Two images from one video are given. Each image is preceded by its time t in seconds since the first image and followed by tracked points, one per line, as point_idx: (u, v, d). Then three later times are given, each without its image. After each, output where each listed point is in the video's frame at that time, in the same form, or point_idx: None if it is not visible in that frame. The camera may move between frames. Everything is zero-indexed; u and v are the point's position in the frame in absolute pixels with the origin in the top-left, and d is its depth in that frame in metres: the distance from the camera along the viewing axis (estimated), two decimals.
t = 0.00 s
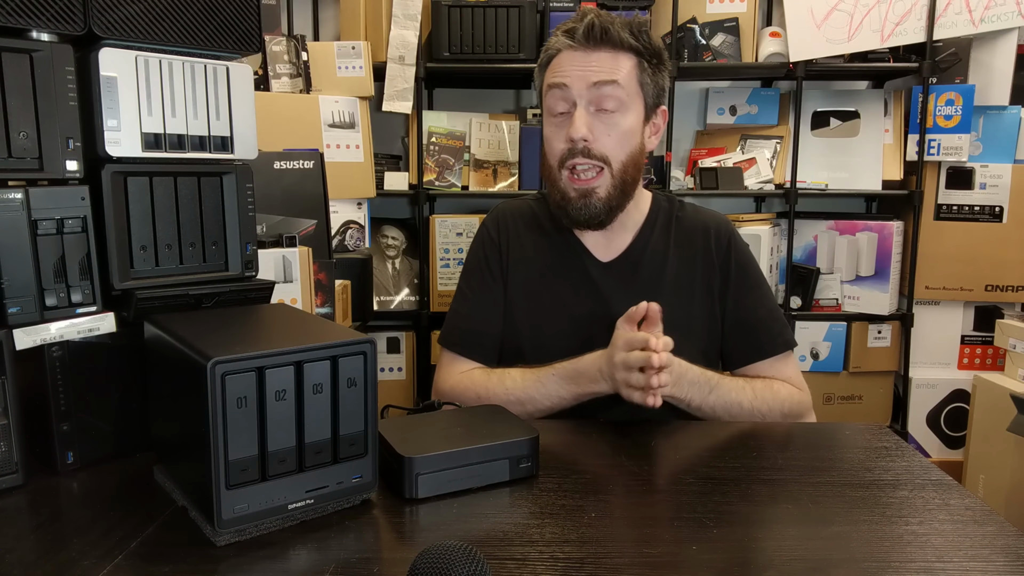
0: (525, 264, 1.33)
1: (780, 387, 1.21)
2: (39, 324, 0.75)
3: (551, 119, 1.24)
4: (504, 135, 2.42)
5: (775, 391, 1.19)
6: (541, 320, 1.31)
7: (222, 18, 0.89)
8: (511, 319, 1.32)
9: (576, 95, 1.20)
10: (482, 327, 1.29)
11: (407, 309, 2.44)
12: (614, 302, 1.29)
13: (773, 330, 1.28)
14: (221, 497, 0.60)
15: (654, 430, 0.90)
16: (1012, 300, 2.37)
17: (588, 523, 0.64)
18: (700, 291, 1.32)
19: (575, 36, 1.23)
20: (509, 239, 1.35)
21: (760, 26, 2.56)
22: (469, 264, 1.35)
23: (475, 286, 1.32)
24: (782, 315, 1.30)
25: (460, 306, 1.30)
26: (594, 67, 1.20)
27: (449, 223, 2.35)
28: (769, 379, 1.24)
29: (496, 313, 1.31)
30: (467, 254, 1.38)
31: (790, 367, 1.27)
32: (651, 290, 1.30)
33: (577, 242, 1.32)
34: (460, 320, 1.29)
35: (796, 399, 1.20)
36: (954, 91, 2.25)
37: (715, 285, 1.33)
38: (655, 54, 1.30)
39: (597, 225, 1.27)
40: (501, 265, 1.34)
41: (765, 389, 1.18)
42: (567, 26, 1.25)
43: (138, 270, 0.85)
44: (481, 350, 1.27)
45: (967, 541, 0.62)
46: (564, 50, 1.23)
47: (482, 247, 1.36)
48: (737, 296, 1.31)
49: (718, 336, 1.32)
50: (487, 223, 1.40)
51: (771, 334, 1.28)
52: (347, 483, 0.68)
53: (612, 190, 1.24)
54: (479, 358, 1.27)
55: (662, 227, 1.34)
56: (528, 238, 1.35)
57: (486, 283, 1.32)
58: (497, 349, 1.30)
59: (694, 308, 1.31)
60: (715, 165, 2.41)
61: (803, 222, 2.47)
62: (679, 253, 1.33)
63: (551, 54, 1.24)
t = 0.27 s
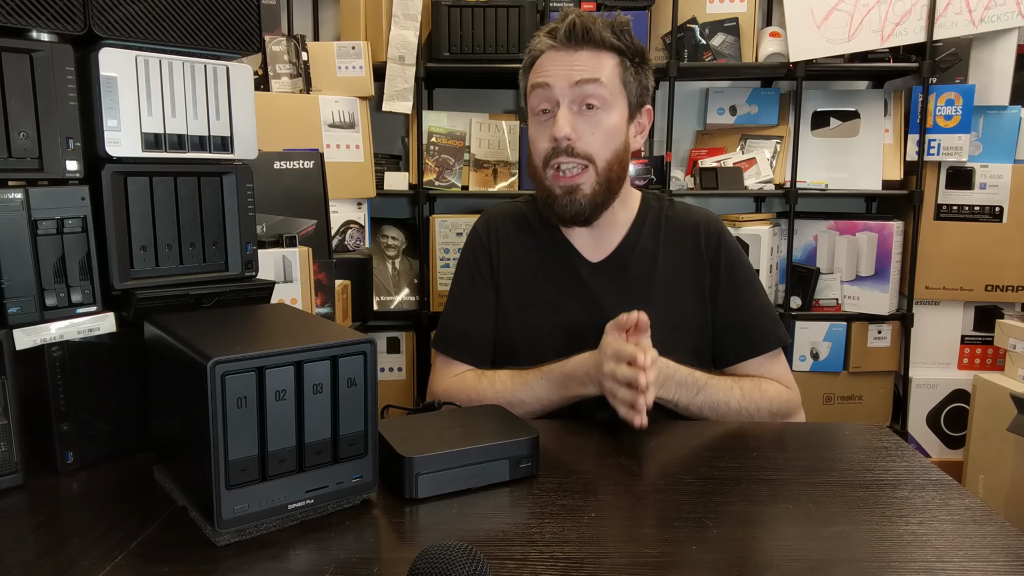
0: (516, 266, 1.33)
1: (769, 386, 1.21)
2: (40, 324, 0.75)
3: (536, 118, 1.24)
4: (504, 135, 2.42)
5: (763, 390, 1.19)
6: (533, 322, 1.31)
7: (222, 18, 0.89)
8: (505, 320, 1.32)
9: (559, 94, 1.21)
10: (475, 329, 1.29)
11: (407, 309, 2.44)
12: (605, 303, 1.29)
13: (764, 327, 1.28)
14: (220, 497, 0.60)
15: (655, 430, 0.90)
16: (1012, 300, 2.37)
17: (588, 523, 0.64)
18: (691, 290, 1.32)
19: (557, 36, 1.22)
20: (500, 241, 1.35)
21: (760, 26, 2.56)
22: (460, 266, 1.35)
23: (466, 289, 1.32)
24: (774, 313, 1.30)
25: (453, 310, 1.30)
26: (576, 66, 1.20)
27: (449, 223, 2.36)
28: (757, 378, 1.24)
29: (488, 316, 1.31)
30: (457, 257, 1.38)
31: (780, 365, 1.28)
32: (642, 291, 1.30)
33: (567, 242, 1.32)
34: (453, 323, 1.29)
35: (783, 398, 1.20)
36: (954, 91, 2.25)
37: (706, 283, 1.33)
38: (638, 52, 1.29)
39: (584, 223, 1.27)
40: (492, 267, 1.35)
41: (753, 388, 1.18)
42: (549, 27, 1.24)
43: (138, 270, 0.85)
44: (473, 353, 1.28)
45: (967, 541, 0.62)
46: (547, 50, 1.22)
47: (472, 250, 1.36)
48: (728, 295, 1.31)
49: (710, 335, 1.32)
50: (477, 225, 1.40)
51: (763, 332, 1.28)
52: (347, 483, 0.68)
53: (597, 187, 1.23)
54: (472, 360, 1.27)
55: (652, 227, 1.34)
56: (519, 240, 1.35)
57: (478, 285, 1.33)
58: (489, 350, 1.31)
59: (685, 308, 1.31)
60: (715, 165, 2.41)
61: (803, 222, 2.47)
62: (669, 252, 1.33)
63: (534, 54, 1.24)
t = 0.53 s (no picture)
0: (507, 268, 1.33)
1: (761, 385, 1.21)
2: (40, 324, 0.75)
3: (538, 117, 1.23)
4: (504, 135, 2.42)
5: (755, 391, 1.19)
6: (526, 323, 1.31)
7: (222, 18, 0.89)
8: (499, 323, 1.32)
9: (563, 95, 1.20)
10: (468, 332, 1.30)
11: (407, 309, 2.44)
12: (598, 304, 1.29)
13: (756, 324, 1.28)
14: (221, 497, 0.60)
15: (655, 430, 0.90)
16: (1012, 300, 2.37)
17: (588, 523, 0.64)
18: (682, 289, 1.32)
19: (563, 35, 1.22)
20: (491, 244, 1.36)
21: (760, 26, 2.56)
22: (452, 271, 1.36)
23: (459, 293, 1.33)
24: (766, 310, 1.30)
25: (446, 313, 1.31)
26: (581, 67, 1.20)
27: (449, 223, 2.36)
28: (749, 378, 1.24)
29: (482, 319, 1.31)
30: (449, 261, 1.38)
31: (772, 362, 1.28)
32: (634, 291, 1.30)
33: (558, 244, 1.31)
34: (446, 326, 1.30)
35: (776, 397, 1.21)
36: (954, 91, 2.26)
37: (697, 282, 1.33)
38: (640, 56, 1.30)
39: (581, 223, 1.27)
40: (484, 270, 1.35)
41: (745, 389, 1.19)
42: (555, 26, 1.23)
43: (138, 270, 0.85)
44: (466, 356, 1.28)
45: (967, 541, 0.62)
46: (552, 49, 1.22)
47: (464, 254, 1.36)
48: (719, 293, 1.32)
49: (703, 333, 1.32)
50: (468, 228, 1.40)
51: (755, 330, 1.28)
52: (347, 483, 0.68)
53: (596, 189, 1.24)
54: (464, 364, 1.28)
55: (643, 227, 1.34)
56: (510, 242, 1.35)
57: (471, 289, 1.33)
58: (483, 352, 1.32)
59: (677, 307, 1.31)
60: (715, 165, 2.41)
61: (803, 222, 2.47)
62: (661, 251, 1.33)
63: (538, 52, 1.23)
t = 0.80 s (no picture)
0: (507, 268, 1.33)
1: (754, 391, 1.20)
2: (40, 324, 0.75)
3: (563, 112, 1.22)
4: (504, 135, 2.42)
5: (748, 396, 1.19)
6: (525, 323, 1.31)
7: (222, 18, 0.89)
8: (498, 322, 1.32)
9: (593, 94, 1.19)
10: (466, 332, 1.30)
11: (407, 309, 2.44)
12: (597, 304, 1.29)
13: (754, 327, 1.28)
14: (220, 497, 0.60)
15: (655, 430, 0.90)
16: (1012, 300, 2.37)
17: (588, 523, 0.64)
18: (682, 290, 1.32)
19: (600, 33, 1.20)
20: (491, 244, 1.36)
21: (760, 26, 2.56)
22: (452, 270, 1.36)
23: (458, 293, 1.33)
24: (763, 313, 1.30)
25: (444, 312, 1.30)
26: (614, 69, 1.19)
27: (449, 223, 2.36)
28: (743, 383, 1.23)
29: (480, 319, 1.32)
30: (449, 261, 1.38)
31: (765, 367, 1.28)
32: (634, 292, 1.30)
33: (559, 244, 1.31)
34: (444, 325, 1.30)
35: (769, 403, 1.20)
36: (954, 91, 2.25)
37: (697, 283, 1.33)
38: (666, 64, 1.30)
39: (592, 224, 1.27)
40: (483, 270, 1.35)
41: (739, 394, 1.18)
42: (591, 22, 1.21)
43: (138, 269, 0.85)
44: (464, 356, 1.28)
45: (967, 541, 0.62)
46: (585, 45, 1.20)
47: (463, 254, 1.36)
48: (718, 294, 1.32)
49: (700, 335, 1.32)
50: (468, 228, 1.40)
51: (752, 333, 1.28)
52: (347, 483, 0.68)
53: (613, 192, 1.24)
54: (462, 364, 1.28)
55: (644, 228, 1.34)
56: (510, 243, 1.35)
57: (469, 289, 1.33)
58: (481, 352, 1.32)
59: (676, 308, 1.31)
60: (715, 165, 2.41)
61: (803, 223, 2.47)
62: (661, 252, 1.33)
63: (568, 46, 1.22)
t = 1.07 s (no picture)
0: (507, 269, 1.33)
1: (743, 393, 1.21)
2: (40, 324, 0.75)
3: (570, 115, 1.22)
4: (504, 135, 2.42)
5: (737, 398, 1.19)
6: (525, 323, 1.31)
7: (222, 18, 0.89)
8: (498, 323, 1.33)
9: (601, 96, 1.19)
10: (464, 333, 1.31)
11: (407, 309, 2.44)
12: (597, 304, 1.29)
13: (754, 325, 1.28)
14: (220, 497, 0.60)
15: (655, 430, 0.90)
16: (1012, 300, 2.37)
17: (588, 523, 0.64)
18: (682, 289, 1.32)
19: (608, 34, 1.20)
20: (492, 244, 1.36)
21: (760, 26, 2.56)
22: (452, 270, 1.36)
23: (458, 293, 1.34)
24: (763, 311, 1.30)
25: (443, 312, 1.32)
26: (623, 70, 1.19)
27: (449, 223, 2.36)
28: (732, 384, 1.24)
29: (478, 320, 1.33)
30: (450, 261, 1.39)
31: (758, 370, 1.28)
32: (635, 292, 1.30)
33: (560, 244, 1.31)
34: (441, 325, 1.32)
35: (757, 405, 1.21)
36: (954, 91, 2.25)
37: (697, 282, 1.32)
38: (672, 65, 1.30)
39: (599, 228, 1.27)
40: (484, 270, 1.35)
41: (728, 396, 1.19)
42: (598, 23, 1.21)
43: (138, 269, 0.85)
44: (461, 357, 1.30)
45: (967, 541, 0.62)
46: (592, 46, 1.20)
47: (464, 254, 1.36)
48: (718, 293, 1.31)
49: (701, 333, 1.32)
50: (469, 229, 1.40)
51: (753, 331, 1.28)
52: (347, 483, 0.68)
53: (621, 196, 1.24)
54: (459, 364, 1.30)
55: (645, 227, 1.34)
56: (511, 243, 1.35)
57: (468, 290, 1.34)
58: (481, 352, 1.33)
59: (677, 307, 1.31)
60: (715, 165, 2.41)
61: (803, 222, 2.47)
62: (661, 251, 1.33)
63: (575, 47, 1.21)
